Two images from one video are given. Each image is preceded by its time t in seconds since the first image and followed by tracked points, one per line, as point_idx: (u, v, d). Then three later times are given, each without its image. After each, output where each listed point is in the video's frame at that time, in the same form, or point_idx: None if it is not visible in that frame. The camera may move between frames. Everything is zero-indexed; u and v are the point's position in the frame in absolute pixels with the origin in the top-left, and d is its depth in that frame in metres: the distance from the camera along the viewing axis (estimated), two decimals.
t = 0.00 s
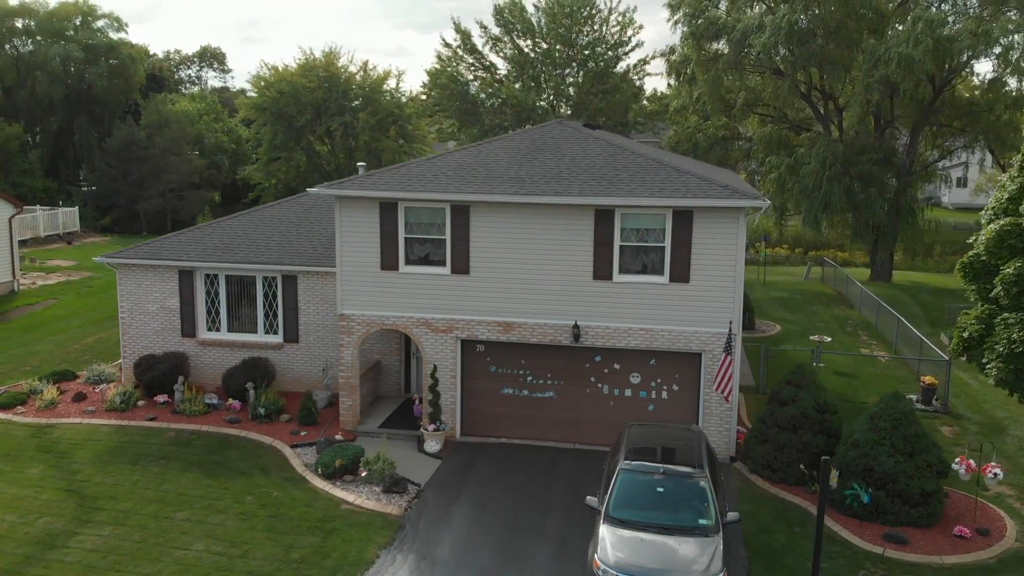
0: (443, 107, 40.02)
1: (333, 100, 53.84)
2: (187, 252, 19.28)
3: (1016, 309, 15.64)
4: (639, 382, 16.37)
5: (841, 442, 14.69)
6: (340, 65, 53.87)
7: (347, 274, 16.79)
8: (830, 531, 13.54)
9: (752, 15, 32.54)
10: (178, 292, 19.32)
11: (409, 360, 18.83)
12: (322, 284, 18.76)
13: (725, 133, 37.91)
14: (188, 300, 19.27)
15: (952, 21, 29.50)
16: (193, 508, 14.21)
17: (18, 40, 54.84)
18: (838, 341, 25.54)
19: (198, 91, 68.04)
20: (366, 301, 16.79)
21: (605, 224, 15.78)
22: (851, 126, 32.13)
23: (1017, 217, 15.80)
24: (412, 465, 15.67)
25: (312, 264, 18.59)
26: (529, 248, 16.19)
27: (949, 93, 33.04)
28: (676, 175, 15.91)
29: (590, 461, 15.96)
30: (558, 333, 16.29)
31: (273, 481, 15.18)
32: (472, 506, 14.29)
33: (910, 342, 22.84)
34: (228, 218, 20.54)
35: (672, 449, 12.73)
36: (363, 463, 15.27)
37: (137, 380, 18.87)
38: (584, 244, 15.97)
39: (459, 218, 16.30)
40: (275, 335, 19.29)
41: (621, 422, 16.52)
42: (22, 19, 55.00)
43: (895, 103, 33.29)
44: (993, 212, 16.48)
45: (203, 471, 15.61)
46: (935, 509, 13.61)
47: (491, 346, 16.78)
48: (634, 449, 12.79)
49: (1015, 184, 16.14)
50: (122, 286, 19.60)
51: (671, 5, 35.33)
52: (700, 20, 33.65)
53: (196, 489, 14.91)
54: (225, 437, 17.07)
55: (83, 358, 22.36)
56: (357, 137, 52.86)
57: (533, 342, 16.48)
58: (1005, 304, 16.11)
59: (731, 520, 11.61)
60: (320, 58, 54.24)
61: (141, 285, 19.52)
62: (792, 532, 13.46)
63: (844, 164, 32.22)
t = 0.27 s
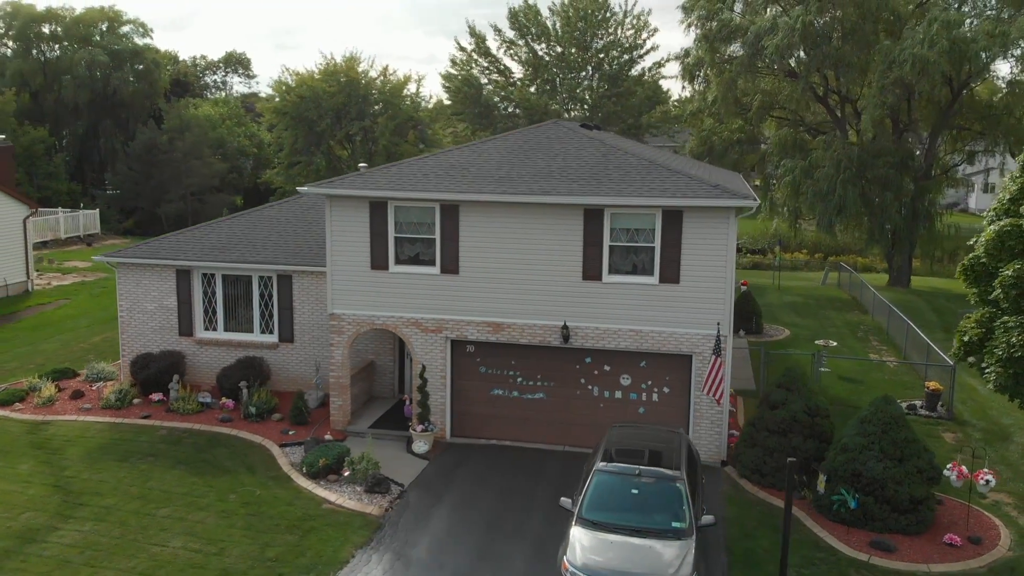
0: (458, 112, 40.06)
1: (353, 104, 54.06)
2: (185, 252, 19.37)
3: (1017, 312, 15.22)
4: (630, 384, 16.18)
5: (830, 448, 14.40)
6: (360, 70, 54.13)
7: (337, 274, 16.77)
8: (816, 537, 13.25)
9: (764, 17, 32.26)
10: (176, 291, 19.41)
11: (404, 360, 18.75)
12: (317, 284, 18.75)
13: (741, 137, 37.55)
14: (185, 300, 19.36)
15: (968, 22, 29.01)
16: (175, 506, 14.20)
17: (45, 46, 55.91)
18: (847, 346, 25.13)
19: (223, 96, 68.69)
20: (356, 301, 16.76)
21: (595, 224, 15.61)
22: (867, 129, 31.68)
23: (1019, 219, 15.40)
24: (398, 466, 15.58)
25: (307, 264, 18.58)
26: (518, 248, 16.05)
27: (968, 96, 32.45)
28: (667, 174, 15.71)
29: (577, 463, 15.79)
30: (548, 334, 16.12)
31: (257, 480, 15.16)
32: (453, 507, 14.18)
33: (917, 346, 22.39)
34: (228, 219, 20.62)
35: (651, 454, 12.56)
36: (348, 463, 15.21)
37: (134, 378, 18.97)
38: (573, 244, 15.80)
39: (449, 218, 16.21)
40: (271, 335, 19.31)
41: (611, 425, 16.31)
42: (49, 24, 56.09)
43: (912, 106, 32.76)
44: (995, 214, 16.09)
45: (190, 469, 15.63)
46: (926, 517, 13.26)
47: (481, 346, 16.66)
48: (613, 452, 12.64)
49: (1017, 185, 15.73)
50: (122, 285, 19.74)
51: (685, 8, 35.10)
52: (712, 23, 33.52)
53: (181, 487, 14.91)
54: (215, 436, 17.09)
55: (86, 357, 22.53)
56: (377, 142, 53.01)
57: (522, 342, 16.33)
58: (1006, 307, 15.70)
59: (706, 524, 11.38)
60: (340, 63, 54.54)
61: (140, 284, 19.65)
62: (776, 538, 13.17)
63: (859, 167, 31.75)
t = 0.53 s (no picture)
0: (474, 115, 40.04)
1: (373, 109, 54.23)
2: (183, 252, 19.45)
3: (1019, 316, 14.79)
4: (621, 387, 15.96)
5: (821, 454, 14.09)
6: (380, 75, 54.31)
7: (328, 273, 16.73)
8: (802, 544, 12.93)
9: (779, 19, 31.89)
10: (175, 291, 19.48)
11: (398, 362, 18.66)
12: (312, 285, 18.71)
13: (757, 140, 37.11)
14: (183, 300, 19.44)
15: (987, 23, 28.44)
16: (158, 504, 14.20)
17: (72, 51, 56.85)
18: (857, 352, 24.67)
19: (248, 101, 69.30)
20: (347, 301, 16.70)
21: (585, 224, 15.43)
22: (884, 133, 31.15)
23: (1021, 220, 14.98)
24: (385, 466, 15.47)
25: (303, 264, 18.56)
26: (508, 249, 15.90)
27: (989, 99, 31.81)
28: (659, 174, 15.48)
29: (565, 466, 15.58)
30: (538, 335, 15.95)
31: (243, 480, 15.12)
32: (435, 509, 14.05)
33: (928, 352, 21.90)
34: (228, 220, 20.68)
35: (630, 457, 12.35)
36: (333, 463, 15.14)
37: (132, 376, 19.07)
38: (563, 244, 15.62)
39: (439, 218, 16.10)
40: (268, 335, 19.31)
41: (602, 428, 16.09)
42: (77, 30, 56.94)
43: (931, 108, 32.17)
44: (998, 215, 15.67)
45: (178, 467, 15.63)
46: (917, 525, 12.89)
47: (471, 348, 16.52)
48: (592, 455, 12.46)
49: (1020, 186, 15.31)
50: (122, 284, 19.87)
51: (700, 10, 34.77)
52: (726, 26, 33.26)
53: (167, 485, 14.91)
54: (207, 435, 17.10)
55: (91, 355, 22.70)
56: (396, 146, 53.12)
57: (512, 344, 16.18)
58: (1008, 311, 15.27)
59: (681, 528, 11.13)
60: (361, 68, 54.73)
61: (140, 284, 19.75)
62: (761, 545, 12.88)
63: (876, 172, 31.22)
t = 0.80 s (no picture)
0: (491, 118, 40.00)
1: (394, 114, 54.34)
2: (183, 252, 19.52)
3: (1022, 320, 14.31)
4: (613, 390, 15.70)
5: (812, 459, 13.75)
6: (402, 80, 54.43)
7: (321, 273, 16.67)
8: (788, 552, 12.60)
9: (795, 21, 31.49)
10: (174, 291, 19.55)
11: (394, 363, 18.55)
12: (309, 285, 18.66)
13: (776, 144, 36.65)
14: (183, 300, 19.48)
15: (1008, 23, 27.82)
16: (142, 502, 14.19)
17: (101, 56, 57.73)
18: (869, 357, 24.20)
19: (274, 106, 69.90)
20: (339, 301, 16.63)
21: (576, 225, 15.22)
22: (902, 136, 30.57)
23: None
24: (372, 468, 15.36)
25: (299, 264, 18.51)
26: (499, 249, 15.74)
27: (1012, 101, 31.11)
28: (652, 174, 15.23)
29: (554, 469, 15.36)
30: (528, 337, 15.77)
31: (229, 479, 15.08)
32: (418, 510, 13.90)
33: (939, 358, 21.37)
34: (230, 221, 20.73)
35: (609, 460, 12.11)
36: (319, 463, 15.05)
37: (130, 375, 19.14)
38: (554, 244, 15.43)
39: (430, 218, 15.98)
40: (266, 335, 19.30)
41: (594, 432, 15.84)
42: (105, 36, 57.66)
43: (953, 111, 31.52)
44: (1003, 216, 15.20)
45: (166, 466, 15.63)
46: (907, 534, 12.50)
47: (463, 349, 16.35)
48: (570, 458, 12.24)
49: None
50: (123, 284, 19.99)
51: (717, 12, 34.42)
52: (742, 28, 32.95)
53: (153, 483, 14.91)
54: (200, 434, 17.11)
55: (97, 355, 22.86)
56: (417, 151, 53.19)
57: (503, 345, 16.00)
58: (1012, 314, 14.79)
59: (655, 533, 10.88)
60: (384, 73, 54.89)
61: (141, 284, 19.86)
62: (745, 552, 12.58)
63: (894, 175, 30.64)
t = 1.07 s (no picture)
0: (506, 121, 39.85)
1: (414, 117, 54.41)
2: (181, 251, 19.55)
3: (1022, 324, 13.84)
4: (602, 392, 15.43)
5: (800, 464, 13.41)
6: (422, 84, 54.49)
7: (311, 272, 16.59)
8: (772, 559, 12.27)
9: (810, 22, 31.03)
10: (172, 291, 19.58)
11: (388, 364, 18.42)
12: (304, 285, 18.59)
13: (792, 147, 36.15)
14: (180, 300, 19.51)
15: None
16: (125, 500, 14.16)
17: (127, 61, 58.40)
18: (879, 362, 23.70)
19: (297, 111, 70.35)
20: (329, 300, 16.54)
21: (564, 224, 14.99)
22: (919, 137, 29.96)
23: None
24: (357, 469, 15.23)
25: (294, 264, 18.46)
26: (487, 249, 15.56)
27: None
28: (642, 173, 14.96)
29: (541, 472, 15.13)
30: (517, 338, 15.56)
31: (214, 478, 15.01)
32: (398, 512, 13.74)
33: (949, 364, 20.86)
34: (230, 221, 20.75)
35: (585, 461, 11.86)
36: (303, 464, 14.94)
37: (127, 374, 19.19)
38: (542, 244, 15.22)
39: (419, 217, 15.83)
40: (261, 335, 19.25)
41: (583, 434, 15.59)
42: (130, 40, 58.28)
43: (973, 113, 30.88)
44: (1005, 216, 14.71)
45: (153, 465, 15.60)
46: (895, 543, 12.11)
47: (452, 349, 16.17)
48: (546, 460, 12.00)
49: None
50: (122, 283, 20.06)
51: (732, 13, 34.01)
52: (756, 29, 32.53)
53: (138, 482, 14.88)
54: (191, 433, 17.09)
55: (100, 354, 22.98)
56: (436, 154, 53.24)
57: (491, 346, 15.80)
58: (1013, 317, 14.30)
59: (626, 537, 10.61)
60: (404, 77, 54.97)
61: (140, 283, 19.92)
62: (727, 559, 12.26)
63: (911, 178, 30.02)
